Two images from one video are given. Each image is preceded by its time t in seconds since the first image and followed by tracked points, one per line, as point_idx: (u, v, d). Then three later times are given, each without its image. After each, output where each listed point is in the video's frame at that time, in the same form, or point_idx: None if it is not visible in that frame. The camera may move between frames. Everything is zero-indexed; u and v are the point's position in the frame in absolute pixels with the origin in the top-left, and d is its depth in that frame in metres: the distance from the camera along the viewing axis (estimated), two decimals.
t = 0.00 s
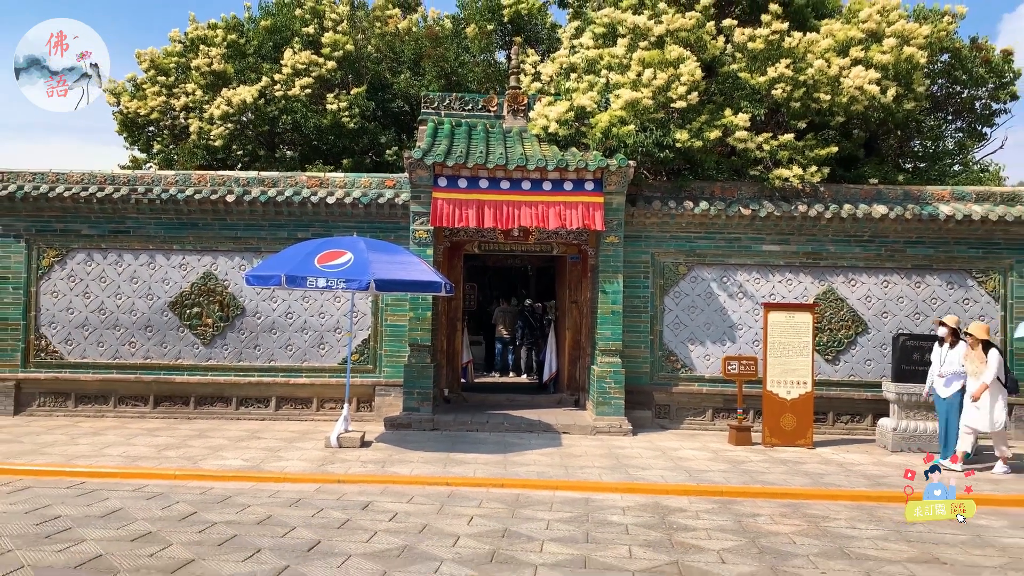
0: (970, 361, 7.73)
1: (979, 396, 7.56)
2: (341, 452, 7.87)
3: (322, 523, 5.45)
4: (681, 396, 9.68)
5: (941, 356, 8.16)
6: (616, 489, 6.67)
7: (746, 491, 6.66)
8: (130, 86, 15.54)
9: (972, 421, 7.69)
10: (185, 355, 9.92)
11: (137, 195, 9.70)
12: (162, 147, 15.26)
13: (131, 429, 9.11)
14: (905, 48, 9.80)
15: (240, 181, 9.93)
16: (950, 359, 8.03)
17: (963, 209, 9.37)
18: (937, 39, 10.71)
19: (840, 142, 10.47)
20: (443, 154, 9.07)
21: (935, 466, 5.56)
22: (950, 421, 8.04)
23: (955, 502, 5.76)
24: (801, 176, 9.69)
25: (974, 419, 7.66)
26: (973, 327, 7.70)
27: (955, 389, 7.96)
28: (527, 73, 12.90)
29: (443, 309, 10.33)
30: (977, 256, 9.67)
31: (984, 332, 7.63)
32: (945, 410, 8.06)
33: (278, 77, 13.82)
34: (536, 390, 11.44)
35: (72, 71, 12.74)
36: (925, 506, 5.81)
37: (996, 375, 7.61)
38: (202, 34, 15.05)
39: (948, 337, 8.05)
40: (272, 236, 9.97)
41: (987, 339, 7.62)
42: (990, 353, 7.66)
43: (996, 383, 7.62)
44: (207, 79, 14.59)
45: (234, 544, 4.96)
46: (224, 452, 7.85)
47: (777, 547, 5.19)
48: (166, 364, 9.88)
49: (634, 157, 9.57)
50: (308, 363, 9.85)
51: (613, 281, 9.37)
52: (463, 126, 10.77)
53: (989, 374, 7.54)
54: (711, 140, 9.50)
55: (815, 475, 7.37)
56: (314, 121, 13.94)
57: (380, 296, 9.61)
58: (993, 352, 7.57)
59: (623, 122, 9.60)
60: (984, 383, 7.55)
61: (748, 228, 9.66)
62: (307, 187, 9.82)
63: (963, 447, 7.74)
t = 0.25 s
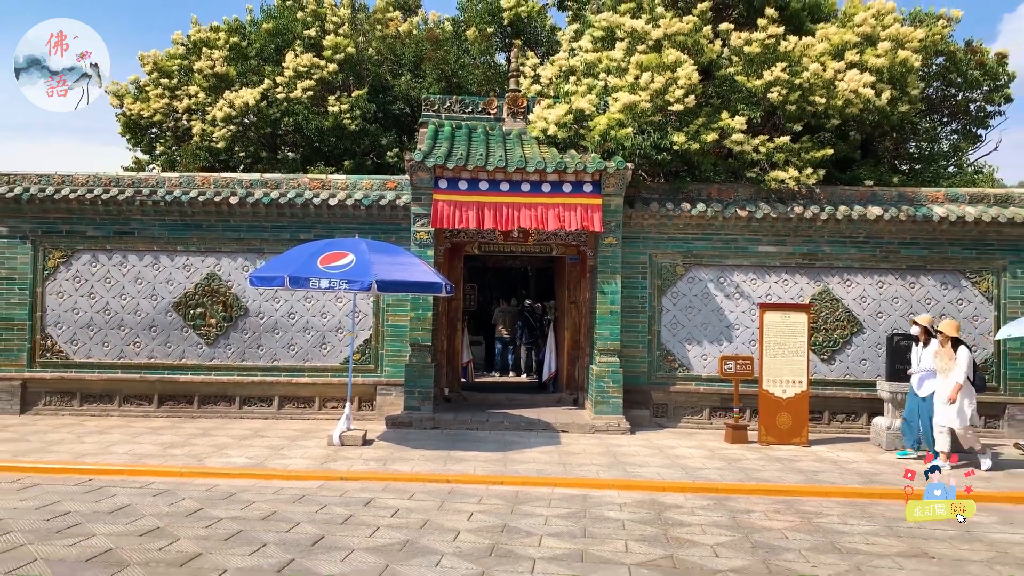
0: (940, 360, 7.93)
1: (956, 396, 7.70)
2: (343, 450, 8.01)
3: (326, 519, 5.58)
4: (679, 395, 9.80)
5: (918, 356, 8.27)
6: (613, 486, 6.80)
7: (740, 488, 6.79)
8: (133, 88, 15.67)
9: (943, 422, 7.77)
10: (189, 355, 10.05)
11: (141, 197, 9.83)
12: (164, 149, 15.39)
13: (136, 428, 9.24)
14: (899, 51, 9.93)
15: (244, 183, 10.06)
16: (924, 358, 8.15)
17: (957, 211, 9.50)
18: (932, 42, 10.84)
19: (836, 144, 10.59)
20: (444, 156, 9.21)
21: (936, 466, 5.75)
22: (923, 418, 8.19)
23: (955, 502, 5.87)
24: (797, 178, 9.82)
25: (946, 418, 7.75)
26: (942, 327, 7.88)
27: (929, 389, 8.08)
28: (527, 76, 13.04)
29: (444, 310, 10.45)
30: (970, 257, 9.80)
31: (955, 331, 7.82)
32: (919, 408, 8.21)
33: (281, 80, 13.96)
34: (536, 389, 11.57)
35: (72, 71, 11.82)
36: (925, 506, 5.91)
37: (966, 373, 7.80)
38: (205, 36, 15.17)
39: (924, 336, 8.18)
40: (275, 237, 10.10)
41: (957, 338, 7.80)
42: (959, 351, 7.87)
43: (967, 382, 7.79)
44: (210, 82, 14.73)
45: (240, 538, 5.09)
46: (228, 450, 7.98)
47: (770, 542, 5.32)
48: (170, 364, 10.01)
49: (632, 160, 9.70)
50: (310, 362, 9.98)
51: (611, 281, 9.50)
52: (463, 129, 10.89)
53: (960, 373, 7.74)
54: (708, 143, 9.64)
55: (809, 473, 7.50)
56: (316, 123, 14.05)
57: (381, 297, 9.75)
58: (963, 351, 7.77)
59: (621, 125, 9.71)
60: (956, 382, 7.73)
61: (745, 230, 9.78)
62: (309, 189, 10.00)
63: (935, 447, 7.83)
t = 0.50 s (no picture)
0: (912, 361, 7.80)
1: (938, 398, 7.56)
2: (346, 448, 8.16)
3: (330, 513, 5.73)
4: (676, 394, 9.95)
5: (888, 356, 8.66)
6: (611, 483, 6.95)
7: (736, 484, 6.94)
8: (137, 91, 15.83)
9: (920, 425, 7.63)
10: (194, 355, 10.20)
11: (147, 199, 9.97)
12: (168, 151, 15.55)
13: (143, 426, 9.40)
14: (893, 55, 10.09)
15: (247, 186, 10.25)
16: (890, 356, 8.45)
17: (950, 212, 9.66)
18: (926, 45, 10.99)
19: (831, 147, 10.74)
20: (445, 158, 9.40)
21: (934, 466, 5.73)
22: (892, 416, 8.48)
23: (955, 502, 5.88)
24: (792, 180, 9.97)
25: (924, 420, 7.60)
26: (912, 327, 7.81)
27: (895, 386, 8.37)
28: (527, 79, 13.18)
29: (445, 310, 10.60)
30: (964, 257, 9.94)
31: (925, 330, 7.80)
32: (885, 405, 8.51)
33: (283, 83, 14.11)
34: (535, 388, 11.72)
35: (72, 71, 11.78)
36: (925, 506, 5.91)
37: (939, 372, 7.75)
38: (208, 40, 15.33)
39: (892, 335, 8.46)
40: (279, 238, 10.24)
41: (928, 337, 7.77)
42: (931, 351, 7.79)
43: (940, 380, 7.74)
44: (213, 84, 14.88)
45: (248, 532, 5.24)
46: (233, 448, 8.13)
47: (762, 535, 5.47)
48: (175, 363, 10.16)
49: (630, 162, 9.85)
50: (313, 362, 10.13)
51: (609, 282, 9.64)
52: (463, 131, 11.04)
53: (936, 373, 7.62)
54: (705, 146, 9.79)
55: (803, 470, 7.64)
56: (318, 125, 14.19)
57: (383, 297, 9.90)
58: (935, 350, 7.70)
59: (620, 128, 9.86)
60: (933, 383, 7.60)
61: (741, 231, 9.93)
62: (312, 191, 10.19)
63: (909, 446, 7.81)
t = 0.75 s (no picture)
0: (885, 361, 8.00)
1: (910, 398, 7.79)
2: (350, 446, 8.30)
3: (335, 508, 5.87)
4: (674, 393, 10.09)
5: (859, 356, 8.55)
6: (610, 479, 7.09)
7: (732, 481, 7.08)
8: (140, 93, 15.99)
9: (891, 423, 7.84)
10: (199, 354, 10.34)
11: (152, 201, 10.12)
12: (171, 152, 15.70)
13: (149, 425, 9.54)
14: (888, 59, 10.24)
15: (251, 188, 10.43)
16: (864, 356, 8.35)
17: (944, 214, 9.80)
18: (921, 49, 11.14)
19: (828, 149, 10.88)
20: (446, 161, 9.55)
21: (934, 466, 5.53)
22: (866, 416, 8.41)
23: (955, 502, 5.76)
24: (789, 182, 10.11)
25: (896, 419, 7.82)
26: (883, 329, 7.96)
27: (872, 385, 8.22)
28: (527, 82, 13.32)
29: (446, 310, 10.74)
30: (958, 258, 10.08)
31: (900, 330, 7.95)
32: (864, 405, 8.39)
33: (285, 85, 14.25)
34: (535, 387, 11.87)
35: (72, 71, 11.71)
36: (925, 506, 5.82)
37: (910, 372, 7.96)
38: (211, 42, 15.47)
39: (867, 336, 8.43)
40: (282, 239, 10.38)
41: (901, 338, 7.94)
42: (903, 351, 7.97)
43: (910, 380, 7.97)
44: (216, 86, 15.04)
45: (256, 527, 5.38)
46: (239, 446, 8.27)
47: (757, 530, 5.61)
48: (180, 363, 10.30)
49: (629, 164, 9.99)
50: (317, 361, 10.28)
51: (608, 282, 9.78)
52: (464, 134, 11.19)
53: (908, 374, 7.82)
54: (703, 148, 9.94)
55: (798, 467, 7.78)
56: (320, 127, 14.32)
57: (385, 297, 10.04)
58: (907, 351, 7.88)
59: (618, 131, 10.01)
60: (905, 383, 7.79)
61: (738, 232, 10.06)
62: (315, 192, 10.34)
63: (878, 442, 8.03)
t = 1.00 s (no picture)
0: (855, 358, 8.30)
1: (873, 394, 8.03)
2: (352, 444, 8.43)
3: (339, 505, 6.01)
4: (672, 393, 10.23)
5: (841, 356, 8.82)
6: (608, 477, 7.22)
7: (728, 479, 7.21)
8: (143, 95, 16.14)
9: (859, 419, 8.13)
10: (203, 354, 10.47)
11: (157, 203, 10.26)
12: (174, 154, 15.84)
13: (154, 424, 9.67)
14: (883, 63, 10.38)
15: (255, 190, 10.55)
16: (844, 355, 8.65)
17: (938, 215, 9.94)
18: (916, 52, 11.29)
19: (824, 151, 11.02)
20: (447, 163, 9.68)
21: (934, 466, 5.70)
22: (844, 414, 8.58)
23: (955, 502, 5.86)
24: (785, 184, 10.24)
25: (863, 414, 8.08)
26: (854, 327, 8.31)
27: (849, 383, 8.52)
28: (527, 84, 13.45)
29: (447, 310, 10.87)
30: (952, 259, 10.21)
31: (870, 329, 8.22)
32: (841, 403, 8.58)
33: (288, 87, 14.38)
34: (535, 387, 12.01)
35: (71, 71, 11.47)
36: (925, 506, 5.91)
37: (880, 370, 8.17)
38: (214, 45, 15.61)
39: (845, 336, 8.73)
40: (285, 241, 10.51)
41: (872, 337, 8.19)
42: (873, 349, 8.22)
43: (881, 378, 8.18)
44: (218, 89, 15.18)
45: (262, 522, 5.52)
46: (243, 444, 8.41)
47: (751, 526, 5.75)
48: (185, 363, 10.44)
49: (627, 167, 10.13)
50: (319, 361, 10.41)
51: (607, 283, 9.92)
52: (465, 136, 11.33)
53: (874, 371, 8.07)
54: (700, 151, 10.08)
55: (794, 465, 7.92)
56: (322, 129, 14.45)
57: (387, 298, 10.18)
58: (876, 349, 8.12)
59: (617, 134, 10.15)
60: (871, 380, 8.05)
61: (736, 234, 10.20)
62: (317, 195, 10.46)
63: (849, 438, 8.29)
